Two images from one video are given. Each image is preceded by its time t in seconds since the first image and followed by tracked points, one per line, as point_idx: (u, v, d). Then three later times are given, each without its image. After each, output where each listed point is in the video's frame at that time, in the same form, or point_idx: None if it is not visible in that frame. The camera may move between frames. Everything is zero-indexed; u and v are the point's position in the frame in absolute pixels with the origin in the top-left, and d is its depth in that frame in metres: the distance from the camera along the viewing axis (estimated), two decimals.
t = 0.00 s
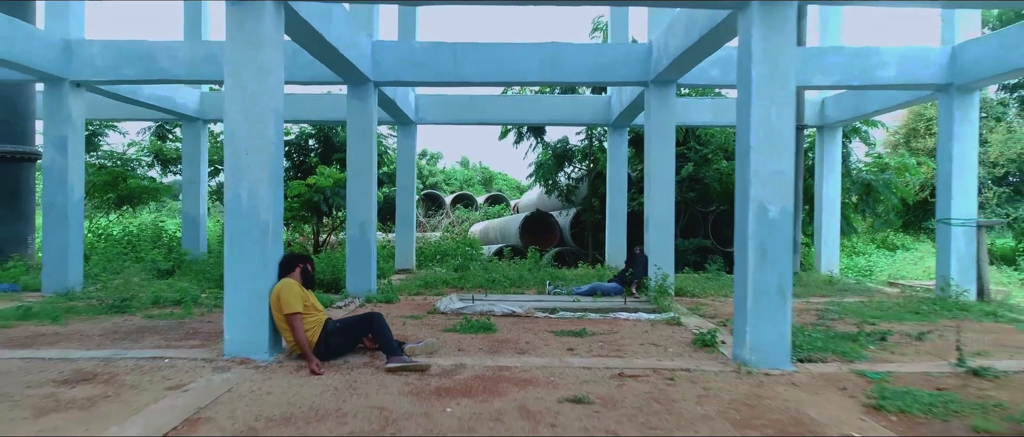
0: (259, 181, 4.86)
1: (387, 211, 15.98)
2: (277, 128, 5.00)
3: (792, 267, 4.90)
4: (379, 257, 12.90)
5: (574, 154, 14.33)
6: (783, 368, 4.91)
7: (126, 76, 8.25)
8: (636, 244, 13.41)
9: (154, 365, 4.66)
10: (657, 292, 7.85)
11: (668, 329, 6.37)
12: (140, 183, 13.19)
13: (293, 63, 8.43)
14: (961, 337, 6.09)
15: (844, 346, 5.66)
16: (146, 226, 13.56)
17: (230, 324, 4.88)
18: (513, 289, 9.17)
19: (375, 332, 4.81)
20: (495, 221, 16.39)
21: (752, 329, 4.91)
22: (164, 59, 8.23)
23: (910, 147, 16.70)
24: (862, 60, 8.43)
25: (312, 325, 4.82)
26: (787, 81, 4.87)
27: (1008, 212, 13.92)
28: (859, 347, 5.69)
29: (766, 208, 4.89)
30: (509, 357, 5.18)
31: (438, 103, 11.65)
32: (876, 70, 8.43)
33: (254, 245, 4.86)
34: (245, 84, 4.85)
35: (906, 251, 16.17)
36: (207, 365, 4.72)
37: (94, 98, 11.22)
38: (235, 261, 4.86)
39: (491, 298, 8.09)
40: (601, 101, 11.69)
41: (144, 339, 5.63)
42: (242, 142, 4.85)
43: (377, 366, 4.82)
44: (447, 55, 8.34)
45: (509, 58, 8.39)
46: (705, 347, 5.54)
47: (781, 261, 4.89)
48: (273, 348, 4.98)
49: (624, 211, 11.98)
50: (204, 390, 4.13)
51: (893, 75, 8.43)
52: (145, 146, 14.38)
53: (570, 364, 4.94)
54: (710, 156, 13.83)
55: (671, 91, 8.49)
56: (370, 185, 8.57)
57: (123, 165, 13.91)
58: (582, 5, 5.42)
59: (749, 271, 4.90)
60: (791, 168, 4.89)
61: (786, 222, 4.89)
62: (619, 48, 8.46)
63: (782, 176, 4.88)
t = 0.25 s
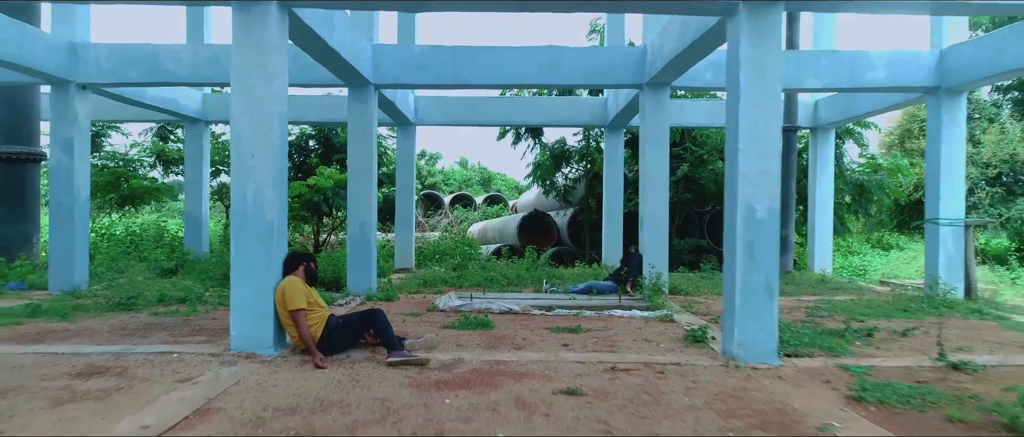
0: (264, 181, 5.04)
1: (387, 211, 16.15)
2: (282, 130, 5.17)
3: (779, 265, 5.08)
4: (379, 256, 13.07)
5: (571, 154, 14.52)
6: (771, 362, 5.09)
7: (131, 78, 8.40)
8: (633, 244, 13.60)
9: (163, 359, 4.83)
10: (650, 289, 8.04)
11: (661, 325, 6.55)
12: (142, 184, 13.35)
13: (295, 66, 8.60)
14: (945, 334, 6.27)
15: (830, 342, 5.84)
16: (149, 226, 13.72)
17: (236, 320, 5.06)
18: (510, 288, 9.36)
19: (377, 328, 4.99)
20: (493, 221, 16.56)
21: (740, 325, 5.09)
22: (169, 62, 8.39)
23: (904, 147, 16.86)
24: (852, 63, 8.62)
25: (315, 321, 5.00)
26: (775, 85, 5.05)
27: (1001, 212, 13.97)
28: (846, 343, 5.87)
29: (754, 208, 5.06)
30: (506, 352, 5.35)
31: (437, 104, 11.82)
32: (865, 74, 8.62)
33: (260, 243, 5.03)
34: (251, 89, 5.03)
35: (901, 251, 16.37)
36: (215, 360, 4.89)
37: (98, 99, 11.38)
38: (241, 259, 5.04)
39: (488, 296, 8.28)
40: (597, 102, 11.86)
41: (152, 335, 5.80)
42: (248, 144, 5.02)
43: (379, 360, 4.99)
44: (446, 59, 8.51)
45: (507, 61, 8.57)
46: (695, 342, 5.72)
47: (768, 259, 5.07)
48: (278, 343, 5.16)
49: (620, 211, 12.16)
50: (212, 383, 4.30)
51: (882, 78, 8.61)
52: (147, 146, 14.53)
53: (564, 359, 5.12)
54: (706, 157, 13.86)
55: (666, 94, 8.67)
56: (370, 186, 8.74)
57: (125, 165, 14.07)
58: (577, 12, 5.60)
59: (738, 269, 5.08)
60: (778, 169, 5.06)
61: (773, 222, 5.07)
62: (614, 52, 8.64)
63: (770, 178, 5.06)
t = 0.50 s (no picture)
0: (266, 182, 5.11)
1: (386, 211, 16.23)
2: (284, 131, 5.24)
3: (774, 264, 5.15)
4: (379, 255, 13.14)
5: (570, 154, 14.62)
6: (766, 360, 5.17)
7: (133, 79, 8.46)
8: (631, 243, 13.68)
9: (167, 357, 4.90)
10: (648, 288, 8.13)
11: (658, 324, 6.63)
12: (143, 184, 13.41)
13: (296, 67, 8.66)
14: (938, 332, 6.35)
15: (825, 340, 5.91)
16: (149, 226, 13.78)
17: (238, 319, 5.12)
18: (509, 287, 9.44)
19: (377, 326, 5.06)
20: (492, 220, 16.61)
21: (736, 323, 5.16)
22: (170, 62, 8.44)
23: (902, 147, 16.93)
24: (848, 64, 8.70)
25: (316, 319, 5.07)
26: (769, 88, 5.13)
27: (998, 212, 14.01)
28: (841, 341, 5.94)
29: (749, 208, 5.14)
30: (505, 350, 5.42)
31: (436, 105, 11.89)
32: (861, 75, 8.71)
33: (262, 243, 5.10)
34: (253, 91, 5.10)
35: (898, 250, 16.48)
36: (218, 357, 4.96)
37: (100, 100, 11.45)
38: (243, 258, 5.11)
39: (488, 295, 8.35)
40: (596, 103, 11.93)
41: (156, 334, 5.87)
42: (250, 145, 5.09)
43: (379, 358, 5.07)
44: (445, 60, 8.56)
45: (506, 62, 8.64)
46: (692, 340, 5.79)
47: (762, 258, 5.15)
48: (280, 341, 5.22)
49: (619, 210, 12.23)
50: (215, 380, 4.37)
51: (877, 79, 8.70)
52: (148, 146, 14.59)
53: (562, 356, 5.19)
54: (704, 157, 13.90)
55: (663, 95, 8.74)
56: (370, 185, 8.81)
57: (126, 165, 14.13)
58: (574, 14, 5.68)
59: (733, 268, 5.16)
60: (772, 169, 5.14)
61: (768, 221, 5.14)
62: (612, 53, 8.71)
63: (764, 178, 5.14)
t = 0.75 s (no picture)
0: (270, 183, 5.27)
1: (386, 211, 16.39)
2: (287, 134, 5.41)
3: (761, 262, 5.33)
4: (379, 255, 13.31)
5: (567, 155, 14.82)
6: (754, 355, 5.34)
7: (137, 81, 8.61)
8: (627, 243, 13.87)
9: (175, 352, 5.07)
10: (643, 287, 8.34)
11: (651, 321, 6.80)
12: (144, 184, 13.55)
13: (297, 69, 8.80)
14: (923, 329, 6.52)
15: (813, 336, 6.09)
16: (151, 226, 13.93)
17: (243, 316, 5.29)
18: (507, 285, 9.62)
19: (378, 322, 5.23)
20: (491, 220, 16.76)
21: (725, 320, 5.34)
22: (173, 65, 8.59)
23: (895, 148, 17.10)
24: (839, 67, 8.87)
25: (319, 316, 5.23)
26: (758, 92, 5.30)
27: (989, 212, 14.08)
28: (828, 337, 6.12)
29: (738, 208, 5.31)
30: (502, 345, 5.60)
31: (434, 106, 12.05)
32: (852, 78, 8.87)
33: (266, 242, 5.26)
34: (258, 95, 5.26)
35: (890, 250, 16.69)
36: (224, 352, 5.13)
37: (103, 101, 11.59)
38: (248, 256, 5.27)
39: (485, 293, 8.53)
40: (592, 104, 12.10)
41: (162, 330, 6.04)
42: (255, 147, 5.26)
43: (380, 353, 5.24)
44: (443, 62, 8.71)
45: (504, 65, 8.81)
46: (684, 336, 5.96)
47: (751, 257, 5.33)
48: (284, 337, 5.39)
49: (615, 210, 12.40)
50: (222, 374, 4.54)
51: (867, 82, 8.89)
52: (149, 147, 14.73)
53: (557, 352, 5.37)
54: (700, 157, 14.09)
55: (657, 97, 8.91)
56: (370, 186, 8.97)
57: (127, 166, 14.28)
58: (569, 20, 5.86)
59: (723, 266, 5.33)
60: (760, 171, 5.31)
61: (756, 221, 5.32)
62: (607, 56, 8.88)
63: (753, 179, 5.31)
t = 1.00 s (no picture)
0: (273, 183, 5.37)
1: (385, 210, 16.49)
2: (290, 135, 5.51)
3: (754, 260, 5.44)
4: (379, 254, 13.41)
5: (565, 155, 14.97)
6: (747, 351, 5.45)
7: (139, 83, 8.70)
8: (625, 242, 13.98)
9: (179, 349, 5.18)
10: (639, 285, 8.50)
11: (647, 319, 6.91)
12: (145, 184, 13.63)
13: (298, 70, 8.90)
14: (913, 326, 6.63)
15: (805, 333, 6.20)
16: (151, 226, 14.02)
17: (247, 313, 5.40)
18: (505, 284, 9.73)
19: (378, 320, 5.33)
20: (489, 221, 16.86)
21: (719, 317, 5.45)
22: (175, 67, 8.68)
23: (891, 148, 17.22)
24: (833, 69, 8.99)
25: (320, 313, 5.33)
26: (750, 94, 5.41)
27: (985, 212, 14.35)
28: (820, 335, 6.23)
29: (732, 208, 5.42)
30: (500, 342, 5.70)
31: (433, 107, 12.15)
32: (846, 79, 8.99)
33: (268, 240, 5.37)
34: (261, 97, 5.37)
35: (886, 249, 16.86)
36: (228, 349, 5.24)
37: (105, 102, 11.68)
38: (252, 255, 5.38)
39: (484, 292, 8.63)
40: (590, 105, 12.21)
41: (166, 328, 6.14)
42: (258, 148, 5.37)
43: (380, 350, 5.35)
44: (441, 63, 8.81)
45: (502, 67, 8.91)
46: (679, 334, 6.07)
47: (744, 256, 5.44)
48: (285, 334, 5.49)
49: (613, 210, 12.51)
50: (226, 370, 4.64)
51: (860, 83, 9.01)
52: (150, 147, 14.81)
53: (554, 348, 5.48)
54: (697, 158, 14.21)
55: (654, 98, 9.02)
56: (369, 186, 9.07)
57: (128, 166, 14.36)
58: (566, 23, 5.96)
59: (716, 264, 5.44)
60: (753, 171, 5.42)
61: (749, 220, 5.42)
62: (604, 57, 8.99)
63: (745, 179, 5.43)
